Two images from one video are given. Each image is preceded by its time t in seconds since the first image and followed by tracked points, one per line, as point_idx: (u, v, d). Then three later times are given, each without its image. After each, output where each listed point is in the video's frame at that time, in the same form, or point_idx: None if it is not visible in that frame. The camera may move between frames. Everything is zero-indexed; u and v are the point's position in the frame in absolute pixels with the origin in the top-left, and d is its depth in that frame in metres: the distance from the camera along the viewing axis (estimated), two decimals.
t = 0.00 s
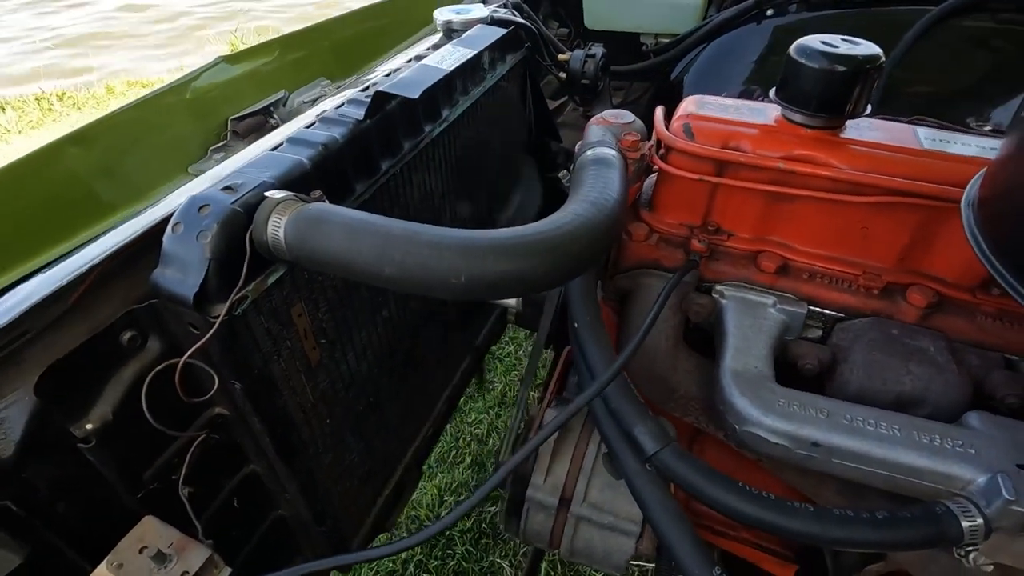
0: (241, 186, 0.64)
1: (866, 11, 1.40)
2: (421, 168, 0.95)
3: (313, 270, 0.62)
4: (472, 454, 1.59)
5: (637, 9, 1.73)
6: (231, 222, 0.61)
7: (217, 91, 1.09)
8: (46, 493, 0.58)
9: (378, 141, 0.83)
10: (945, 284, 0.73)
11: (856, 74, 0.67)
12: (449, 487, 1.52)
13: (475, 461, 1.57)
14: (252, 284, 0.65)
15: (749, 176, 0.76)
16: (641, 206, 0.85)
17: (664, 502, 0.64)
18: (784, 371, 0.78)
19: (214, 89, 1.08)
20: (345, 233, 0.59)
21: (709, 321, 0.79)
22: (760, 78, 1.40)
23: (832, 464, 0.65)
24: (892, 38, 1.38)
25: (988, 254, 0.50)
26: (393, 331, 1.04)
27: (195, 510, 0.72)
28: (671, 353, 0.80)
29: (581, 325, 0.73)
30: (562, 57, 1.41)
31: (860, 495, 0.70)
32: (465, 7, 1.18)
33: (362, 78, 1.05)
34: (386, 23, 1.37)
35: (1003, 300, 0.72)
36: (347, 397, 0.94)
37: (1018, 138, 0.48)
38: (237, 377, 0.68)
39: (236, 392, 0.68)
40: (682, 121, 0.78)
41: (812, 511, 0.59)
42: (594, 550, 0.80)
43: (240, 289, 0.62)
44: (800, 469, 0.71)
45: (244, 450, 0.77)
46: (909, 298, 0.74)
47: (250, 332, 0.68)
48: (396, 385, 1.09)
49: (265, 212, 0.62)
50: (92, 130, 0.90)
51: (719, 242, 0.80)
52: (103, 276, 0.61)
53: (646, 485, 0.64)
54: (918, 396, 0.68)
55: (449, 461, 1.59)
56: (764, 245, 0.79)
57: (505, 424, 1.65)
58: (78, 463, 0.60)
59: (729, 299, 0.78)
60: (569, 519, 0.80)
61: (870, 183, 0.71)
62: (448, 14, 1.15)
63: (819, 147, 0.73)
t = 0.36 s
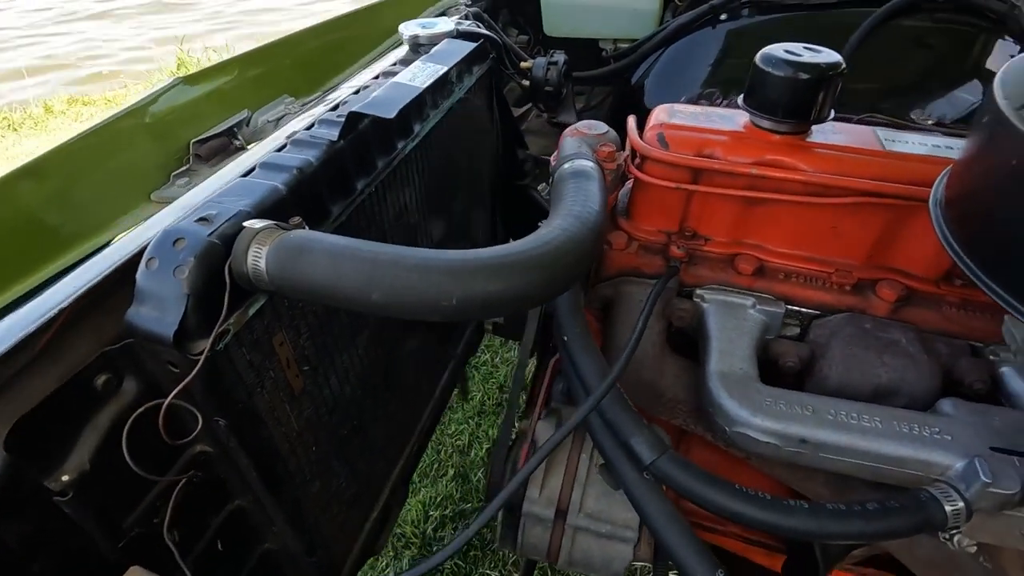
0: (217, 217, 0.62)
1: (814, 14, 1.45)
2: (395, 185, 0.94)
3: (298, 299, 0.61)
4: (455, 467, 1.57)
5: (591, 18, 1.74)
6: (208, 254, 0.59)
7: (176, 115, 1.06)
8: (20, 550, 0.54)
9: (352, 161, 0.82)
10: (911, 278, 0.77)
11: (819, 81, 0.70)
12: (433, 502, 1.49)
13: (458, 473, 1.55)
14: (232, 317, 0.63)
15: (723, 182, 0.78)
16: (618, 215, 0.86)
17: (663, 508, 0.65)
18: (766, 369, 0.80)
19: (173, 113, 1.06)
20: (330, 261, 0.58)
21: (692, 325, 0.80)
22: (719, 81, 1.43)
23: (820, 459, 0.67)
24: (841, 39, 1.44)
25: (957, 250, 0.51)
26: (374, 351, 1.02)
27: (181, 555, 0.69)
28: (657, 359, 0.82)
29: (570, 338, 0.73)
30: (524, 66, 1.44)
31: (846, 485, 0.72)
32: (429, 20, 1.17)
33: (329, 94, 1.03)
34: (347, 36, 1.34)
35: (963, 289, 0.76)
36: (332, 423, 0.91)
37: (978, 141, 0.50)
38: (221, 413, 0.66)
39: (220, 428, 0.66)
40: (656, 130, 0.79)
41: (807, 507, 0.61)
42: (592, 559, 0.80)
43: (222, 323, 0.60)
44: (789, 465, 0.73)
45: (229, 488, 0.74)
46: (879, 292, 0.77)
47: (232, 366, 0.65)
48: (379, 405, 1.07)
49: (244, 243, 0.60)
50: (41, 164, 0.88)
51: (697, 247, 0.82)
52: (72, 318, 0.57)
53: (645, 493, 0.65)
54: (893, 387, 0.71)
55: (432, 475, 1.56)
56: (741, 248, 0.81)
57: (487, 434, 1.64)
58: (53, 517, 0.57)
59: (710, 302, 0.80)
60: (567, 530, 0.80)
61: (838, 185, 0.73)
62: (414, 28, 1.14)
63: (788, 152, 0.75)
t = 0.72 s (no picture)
0: (176, 252, 0.61)
1: (745, 19, 1.53)
2: (354, 205, 0.93)
3: (269, 330, 0.60)
4: (429, 481, 1.56)
5: (535, 28, 1.76)
6: (171, 291, 0.58)
7: (117, 144, 1.03)
8: None
9: (310, 185, 0.81)
10: (852, 267, 0.83)
11: (758, 89, 0.75)
12: (409, 519, 1.48)
13: (433, 487, 1.54)
14: (200, 353, 0.62)
15: (676, 187, 0.82)
16: (579, 223, 0.89)
17: (644, 505, 0.67)
18: (728, 362, 0.84)
19: (114, 142, 1.02)
20: (300, 289, 0.57)
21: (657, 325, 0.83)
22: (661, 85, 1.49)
23: (784, 444, 0.71)
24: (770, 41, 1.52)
25: (891, 241, 0.54)
26: (343, 373, 1.01)
27: None
28: (625, 359, 0.84)
29: (543, 346, 0.75)
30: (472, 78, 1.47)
31: (809, 465, 0.77)
32: (376, 38, 1.18)
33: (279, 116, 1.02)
34: (291, 55, 1.32)
35: (898, 273, 0.82)
36: (306, 451, 0.90)
37: (904, 141, 0.54)
38: (192, 453, 0.64)
39: (193, 468, 0.64)
40: (609, 140, 0.82)
41: (777, 490, 0.64)
42: (577, 561, 0.82)
43: (190, 361, 0.58)
44: (756, 452, 0.77)
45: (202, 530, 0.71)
46: (824, 282, 0.82)
47: (202, 403, 0.64)
48: (352, 428, 1.05)
49: (207, 277, 0.59)
50: None
51: (656, 249, 0.86)
52: (24, 370, 0.54)
53: (626, 492, 0.68)
54: (845, 369, 0.76)
55: (407, 492, 1.55)
56: (697, 248, 0.85)
57: (459, 445, 1.64)
58: None
59: (671, 302, 0.83)
60: (551, 535, 0.81)
61: (781, 185, 0.78)
62: (363, 47, 1.14)
63: (733, 155, 0.80)
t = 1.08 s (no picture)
0: (121, 290, 0.60)
1: (670, 28, 1.60)
2: (302, 228, 0.93)
3: (225, 363, 0.59)
4: (397, 498, 1.55)
5: (471, 41, 1.79)
6: (118, 331, 0.57)
7: (43, 180, 0.98)
8: None
9: (256, 212, 0.80)
10: (783, 258, 0.89)
11: (685, 97, 0.80)
12: (379, 539, 1.46)
13: (401, 504, 1.53)
14: (153, 391, 0.61)
15: (617, 193, 0.85)
16: (527, 232, 0.91)
17: (609, 498, 0.70)
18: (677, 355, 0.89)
19: (39, 178, 0.98)
20: (255, 319, 0.57)
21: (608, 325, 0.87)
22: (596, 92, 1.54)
23: (733, 428, 0.76)
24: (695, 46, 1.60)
25: (812, 235, 0.59)
26: (302, 399, 0.99)
27: None
28: (582, 361, 0.87)
29: (502, 355, 0.77)
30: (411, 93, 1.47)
31: (758, 446, 0.82)
32: (313, 59, 1.17)
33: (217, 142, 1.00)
34: (223, 77, 1.30)
35: (823, 261, 0.89)
36: (269, 481, 0.88)
37: (814, 143, 0.59)
38: (151, 495, 0.62)
39: (153, 510, 0.62)
40: (551, 151, 0.85)
41: (730, 472, 0.69)
42: (550, 561, 0.84)
43: (143, 401, 0.57)
44: (710, 438, 0.81)
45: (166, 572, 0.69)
46: (759, 273, 0.88)
47: (158, 443, 0.62)
48: (314, 453, 1.04)
49: (156, 313, 0.58)
50: None
51: (602, 253, 0.89)
52: None
53: (591, 489, 0.70)
54: (782, 353, 0.82)
55: (375, 512, 1.53)
56: (640, 249, 0.89)
57: (425, 459, 1.63)
58: None
59: (621, 302, 0.87)
60: (523, 538, 0.83)
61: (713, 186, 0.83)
62: (300, 69, 1.13)
63: (668, 160, 0.84)
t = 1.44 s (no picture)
0: (20, 324, 0.57)
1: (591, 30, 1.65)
2: (227, 246, 0.89)
3: (145, 390, 0.56)
4: (355, 518, 1.51)
5: (397, 50, 1.79)
6: (19, 368, 0.54)
7: None
8: None
9: (173, 232, 0.77)
10: (707, 243, 0.92)
11: (602, 94, 0.83)
12: (338, 563, 1.42)
13: (360, 524, 1.49)
14: (65, 429, 0.57)
15: (545, 191, 0.87)
16: (461, 235, 0.92)
17: (556, 490, 0.72)
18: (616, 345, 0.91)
19: None
20: (174, 342, 0.55)
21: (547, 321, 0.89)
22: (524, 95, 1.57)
23: (672, 410, 0.78)
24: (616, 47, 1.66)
25: (727, 219, 0.61)
26: (240, 424, 0.95)
27: None
28: (524, 358, 0.88)
29: (442, 359, 0.76)
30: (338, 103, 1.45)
31: (698, 425, 0.85)
32: (228, 72, 1.14)
33: (128, 162, 0.95)
34: (133, 96, 1.24)
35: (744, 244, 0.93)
36: (208, 513, 0.84)
37: (720, 131, 0.62)
38: (73, 539, 0.60)
39: (75, 555, 0.60)
40: (478, 154, 0.86)
41: (670, 452, 0.71)
42: (508, 560, 0.84)
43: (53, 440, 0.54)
44: (652, 422, 0.84)
45: None
46: (686, 260, 0.92)
47: (75, 484, 0.59)
48: (259, 479, 0.99)
49: (64, 345, 0.55)
50: None
51: (536, 251, 0.90)
52: None
53: (538, 483, 0.71)
54: (713, 334, 0.86)
55: (332, 535, 1.48)
56: (573, 245, 0.91)
57: (381, 475, 1.60)
58: None
59: (557, 298, 0.89)
60: (478, 541, 0.83)
61: (636, 179, 0.86)
62: (214, 82, 1.10)
63: (592, 156, 0.86)
